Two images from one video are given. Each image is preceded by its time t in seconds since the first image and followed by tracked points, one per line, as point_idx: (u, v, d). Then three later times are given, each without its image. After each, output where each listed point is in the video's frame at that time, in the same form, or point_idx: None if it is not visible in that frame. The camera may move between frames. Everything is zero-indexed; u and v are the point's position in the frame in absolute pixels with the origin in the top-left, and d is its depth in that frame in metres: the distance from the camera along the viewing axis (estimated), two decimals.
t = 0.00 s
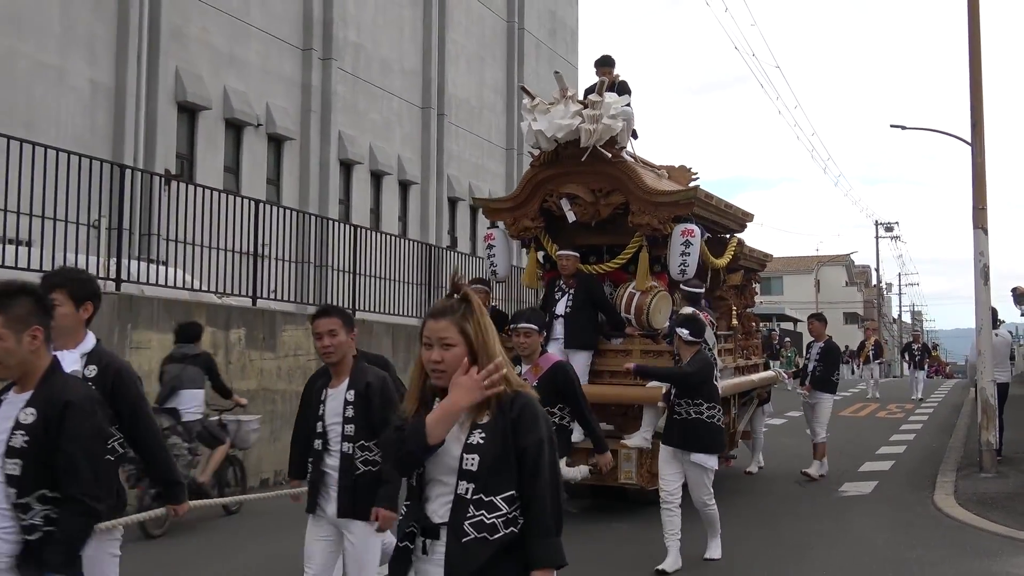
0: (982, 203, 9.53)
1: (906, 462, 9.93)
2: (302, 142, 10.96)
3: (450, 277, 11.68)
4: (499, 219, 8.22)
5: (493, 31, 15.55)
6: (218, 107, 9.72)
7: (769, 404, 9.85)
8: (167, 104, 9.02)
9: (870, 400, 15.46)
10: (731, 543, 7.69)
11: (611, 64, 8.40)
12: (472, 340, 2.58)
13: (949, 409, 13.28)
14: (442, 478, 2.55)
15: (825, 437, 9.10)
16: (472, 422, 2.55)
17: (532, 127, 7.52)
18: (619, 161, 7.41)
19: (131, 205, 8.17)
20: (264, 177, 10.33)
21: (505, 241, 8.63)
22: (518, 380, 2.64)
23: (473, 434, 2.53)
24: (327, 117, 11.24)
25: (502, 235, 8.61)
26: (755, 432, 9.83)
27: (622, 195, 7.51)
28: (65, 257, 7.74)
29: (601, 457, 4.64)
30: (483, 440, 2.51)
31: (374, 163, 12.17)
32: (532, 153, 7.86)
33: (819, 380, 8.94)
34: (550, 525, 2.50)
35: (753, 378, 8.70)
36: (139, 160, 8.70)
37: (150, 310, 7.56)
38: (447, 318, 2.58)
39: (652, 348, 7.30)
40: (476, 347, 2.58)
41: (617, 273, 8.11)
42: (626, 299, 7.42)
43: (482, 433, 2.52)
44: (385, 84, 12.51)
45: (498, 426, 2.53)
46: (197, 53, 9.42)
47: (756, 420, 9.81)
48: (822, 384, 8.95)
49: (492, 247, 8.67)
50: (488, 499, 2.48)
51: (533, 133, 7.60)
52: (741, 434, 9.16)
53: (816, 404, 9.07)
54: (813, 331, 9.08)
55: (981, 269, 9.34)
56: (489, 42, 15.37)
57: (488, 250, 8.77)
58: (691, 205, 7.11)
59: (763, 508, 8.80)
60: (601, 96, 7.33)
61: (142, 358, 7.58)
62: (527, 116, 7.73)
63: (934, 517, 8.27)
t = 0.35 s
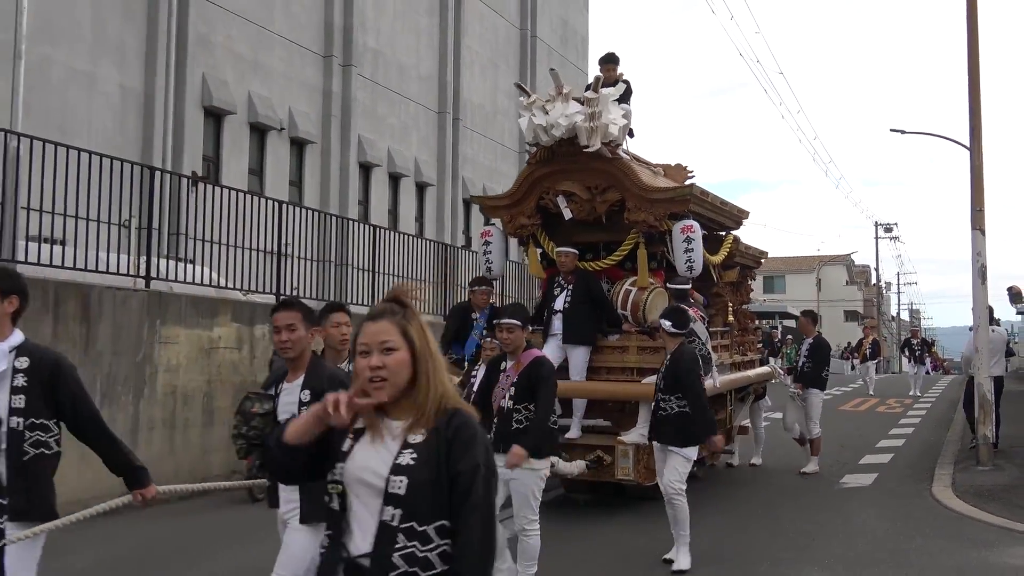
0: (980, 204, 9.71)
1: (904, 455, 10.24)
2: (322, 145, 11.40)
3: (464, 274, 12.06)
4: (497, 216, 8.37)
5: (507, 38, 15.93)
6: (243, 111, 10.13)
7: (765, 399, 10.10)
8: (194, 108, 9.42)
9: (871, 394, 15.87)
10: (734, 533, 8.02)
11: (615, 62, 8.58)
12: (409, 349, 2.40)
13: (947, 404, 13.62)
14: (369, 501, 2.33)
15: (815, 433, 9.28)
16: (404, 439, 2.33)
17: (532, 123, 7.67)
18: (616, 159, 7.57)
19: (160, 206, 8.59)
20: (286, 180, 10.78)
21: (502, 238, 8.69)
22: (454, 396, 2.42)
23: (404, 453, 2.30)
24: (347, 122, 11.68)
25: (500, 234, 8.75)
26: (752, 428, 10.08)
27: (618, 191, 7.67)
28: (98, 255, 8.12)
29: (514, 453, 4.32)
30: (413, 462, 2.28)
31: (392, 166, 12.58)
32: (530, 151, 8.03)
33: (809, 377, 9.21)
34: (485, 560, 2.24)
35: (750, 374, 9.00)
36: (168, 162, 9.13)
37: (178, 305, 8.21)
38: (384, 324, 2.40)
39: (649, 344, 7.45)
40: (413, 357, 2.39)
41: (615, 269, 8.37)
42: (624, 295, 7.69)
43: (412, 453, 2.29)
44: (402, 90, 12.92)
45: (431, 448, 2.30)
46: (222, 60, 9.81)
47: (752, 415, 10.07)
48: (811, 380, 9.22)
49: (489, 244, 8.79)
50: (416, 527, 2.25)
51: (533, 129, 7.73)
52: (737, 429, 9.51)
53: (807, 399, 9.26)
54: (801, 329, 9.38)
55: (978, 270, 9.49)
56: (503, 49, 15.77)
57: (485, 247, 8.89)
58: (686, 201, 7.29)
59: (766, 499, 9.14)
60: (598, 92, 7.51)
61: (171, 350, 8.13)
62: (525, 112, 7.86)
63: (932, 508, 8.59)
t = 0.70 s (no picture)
0: (975, 205, 9.96)
1: (902, 447, 10.59)
2: (341, 149, 11.85)
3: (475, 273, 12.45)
4: (497, 213, 8.64)
5: (518, 47, 16.36)
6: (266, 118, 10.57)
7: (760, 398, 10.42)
8: (219, 115, 9.86)
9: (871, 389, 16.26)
10: (736, 524, 8.34)
11: (610, 58, 8.97)
12: (338, 346, 2.22)
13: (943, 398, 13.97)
14: (265, 517, 2.11)
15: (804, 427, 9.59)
16: (314, 444, 2.13)
17: (531, 122, 7.97)
18: (615, 158, 7.84)
19: (186, 209, 9.00)
20: (306, 184, 11.24)
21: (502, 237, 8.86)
22: (377, 400, 2.22)
23: (310, 462, 2.09)
24: (365, 127, 12.14)
25: (501, 230, 8.88)
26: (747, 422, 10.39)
27: (618, 189, 7.93)
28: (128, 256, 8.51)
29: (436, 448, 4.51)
30: (320, 473, 2.07)
31: (408, 170, 13.04)
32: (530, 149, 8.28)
33: (798, 371, 9.51)
34: None
35: (745, 370, 9.27)
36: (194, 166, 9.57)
37: (204, 306, 8.77)
38: (309, 315, 2.20)
39: (646, 341, 7.56)
40: (341, 357, 2.21)
41: (614, 267, 8.66)
42: (622, 293, 8.02)
43: (320, 462, 2.09)
44: (417, 97, 13.36)
45: (342, 457, 2.09)
46: (245, 69, 10.25)
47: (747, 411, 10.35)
48: (802, 376, 9.53)
49: (491, 241, 8.90)
50: (317, 547, 2.05)
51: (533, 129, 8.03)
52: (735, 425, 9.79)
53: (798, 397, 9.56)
54: (789, 325, 9.73)
55: (973, 267, 9.73)
56: (514, 56, 16.20)
57: (486, 244, 8.94)
58: (685, 199, 7.52)
59: (768, 489, 9.50)
60: (597, 92, 7.81)
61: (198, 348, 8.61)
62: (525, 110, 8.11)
63: (930, 499, 8.90)
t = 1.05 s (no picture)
0: (964, 209, 10.29)
1: (891, 442, 10.96)
2: (352, 154, 12.29)
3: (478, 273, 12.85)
4: (485, 214, 8.81)
5: (523, 55, 16.80)
6: (280, 124, 10.98)
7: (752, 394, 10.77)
8: (236, 121, 10.27)
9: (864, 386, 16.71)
10: (730, 515, 8.69)
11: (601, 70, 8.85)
12: (189, 327, 1.95)
13: (931, 395, 14.40)
14: (103, 542, 1.89)
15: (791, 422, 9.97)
16: (157, 452, 1.88)
17: (515, 122, 8.04)
18: (600, 156, 7.92)
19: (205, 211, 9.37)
20: (319, 187, 11.66)
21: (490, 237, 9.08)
22: (232, 398, 1.93)
23: (146, 477, 1.84)
24: (375, 133, 12.58)
25: (488, 230, 9.08)
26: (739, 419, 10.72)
27: (603, 188, 8.02)
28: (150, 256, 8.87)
29: (379, 449, 4.74)
30: (155, 490, 1.82)
31: (417, 174, 13.48)
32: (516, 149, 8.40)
33: (788, 364, 9.87)
34: None
35: (737, 367, 9.57)
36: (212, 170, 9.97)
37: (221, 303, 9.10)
38: (152, 292, 1.96)
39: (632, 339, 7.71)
40: (191, 343, 1.94)
41: (601, 265, 8.80)
42: (609, 290, 8.27)
43: (156, 477, 1.83)
44: (426, 103, 13.79)
45: (179, 474, 1.82)
46: (261, 76, 10.66)
47: (738, 408, 10.68)
48: (789, 369, 9.90)
49: (479, 241, 9.14)
50: None
51: (517, 128, 8.08)
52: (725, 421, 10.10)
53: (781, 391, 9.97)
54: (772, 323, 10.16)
55: (961, 269, 10.06)
56: (519, 64, 16.65)
57: (474, 244, 9.20)
58: (671, 196, 7.59)
59: (762, 482, 9.87)
60: (580, 91, 7.82)
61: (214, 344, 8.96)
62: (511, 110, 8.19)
63: (921, 492, 9.25)
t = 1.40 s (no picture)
0: (942, 216, 10.74)
1: (873, 439, 11.40)
2: (356, 164, 12.75)
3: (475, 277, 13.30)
4: (468, 220, 8.98)
5: (519, 67, 17.33)
6: (287, 136, 11.42)
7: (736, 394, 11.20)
8: (244, 133, 10.70)
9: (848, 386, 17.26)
10: (720, 511, 9.07)
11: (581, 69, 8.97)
12: None
13: (912, 393, 14.92)
14: None
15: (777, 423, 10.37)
16: None
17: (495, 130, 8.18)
18: (579, 161, 8.08)
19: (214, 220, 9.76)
20: (324, 197, 12.11)
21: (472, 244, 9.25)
22: None
23: None
24: (378, 145, 13.04)
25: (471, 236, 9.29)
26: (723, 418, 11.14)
27: (584, 193, 8.20)
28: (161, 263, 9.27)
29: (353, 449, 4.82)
30: None
31: (418, 184, 13.96)
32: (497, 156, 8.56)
33: (776, 369, 10.25)
34: None
35: (719, 369, 9.93)
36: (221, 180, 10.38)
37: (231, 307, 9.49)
38: None
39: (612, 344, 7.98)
40: None
41: (585, 270, 9.07)
42: (590, 293, 8.39)
43: None
44: (426, 115, 14.28)
45: None
46: (268, 90, 11.11)
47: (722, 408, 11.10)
48: (777, 373, 10.28)
49: (461, 247, 9.37)
50: None
51: (497, 136, 8.24)
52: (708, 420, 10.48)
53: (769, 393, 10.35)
54: (761, 327, 10.48)
55: (939, 273, 10.49)
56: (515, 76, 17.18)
57: (457, 251, 9.44)
58: (650, 201, 7.75)
59: (750, 479, 10.28)
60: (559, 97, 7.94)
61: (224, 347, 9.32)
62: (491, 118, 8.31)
63: (902, 487, 9.67)
